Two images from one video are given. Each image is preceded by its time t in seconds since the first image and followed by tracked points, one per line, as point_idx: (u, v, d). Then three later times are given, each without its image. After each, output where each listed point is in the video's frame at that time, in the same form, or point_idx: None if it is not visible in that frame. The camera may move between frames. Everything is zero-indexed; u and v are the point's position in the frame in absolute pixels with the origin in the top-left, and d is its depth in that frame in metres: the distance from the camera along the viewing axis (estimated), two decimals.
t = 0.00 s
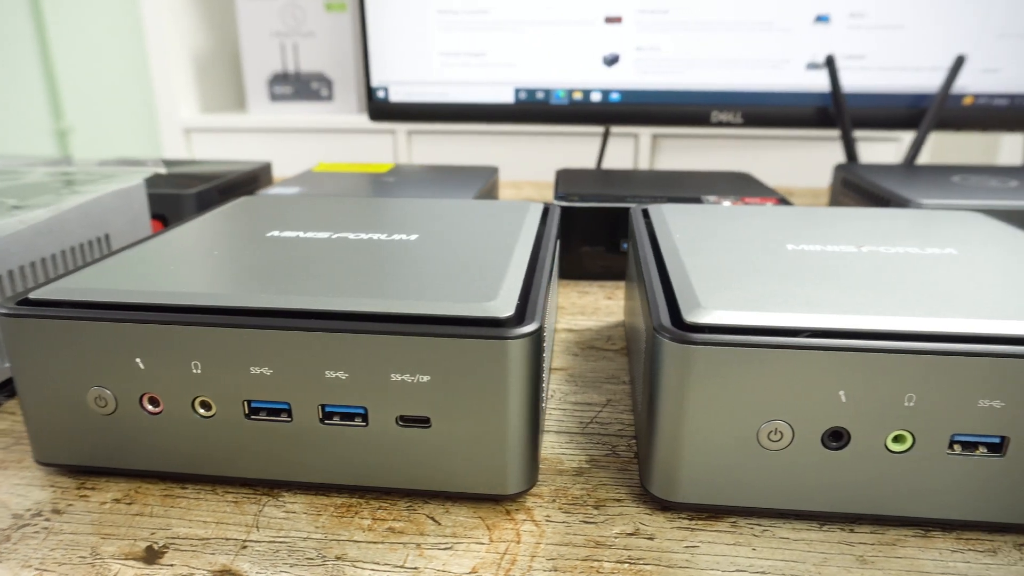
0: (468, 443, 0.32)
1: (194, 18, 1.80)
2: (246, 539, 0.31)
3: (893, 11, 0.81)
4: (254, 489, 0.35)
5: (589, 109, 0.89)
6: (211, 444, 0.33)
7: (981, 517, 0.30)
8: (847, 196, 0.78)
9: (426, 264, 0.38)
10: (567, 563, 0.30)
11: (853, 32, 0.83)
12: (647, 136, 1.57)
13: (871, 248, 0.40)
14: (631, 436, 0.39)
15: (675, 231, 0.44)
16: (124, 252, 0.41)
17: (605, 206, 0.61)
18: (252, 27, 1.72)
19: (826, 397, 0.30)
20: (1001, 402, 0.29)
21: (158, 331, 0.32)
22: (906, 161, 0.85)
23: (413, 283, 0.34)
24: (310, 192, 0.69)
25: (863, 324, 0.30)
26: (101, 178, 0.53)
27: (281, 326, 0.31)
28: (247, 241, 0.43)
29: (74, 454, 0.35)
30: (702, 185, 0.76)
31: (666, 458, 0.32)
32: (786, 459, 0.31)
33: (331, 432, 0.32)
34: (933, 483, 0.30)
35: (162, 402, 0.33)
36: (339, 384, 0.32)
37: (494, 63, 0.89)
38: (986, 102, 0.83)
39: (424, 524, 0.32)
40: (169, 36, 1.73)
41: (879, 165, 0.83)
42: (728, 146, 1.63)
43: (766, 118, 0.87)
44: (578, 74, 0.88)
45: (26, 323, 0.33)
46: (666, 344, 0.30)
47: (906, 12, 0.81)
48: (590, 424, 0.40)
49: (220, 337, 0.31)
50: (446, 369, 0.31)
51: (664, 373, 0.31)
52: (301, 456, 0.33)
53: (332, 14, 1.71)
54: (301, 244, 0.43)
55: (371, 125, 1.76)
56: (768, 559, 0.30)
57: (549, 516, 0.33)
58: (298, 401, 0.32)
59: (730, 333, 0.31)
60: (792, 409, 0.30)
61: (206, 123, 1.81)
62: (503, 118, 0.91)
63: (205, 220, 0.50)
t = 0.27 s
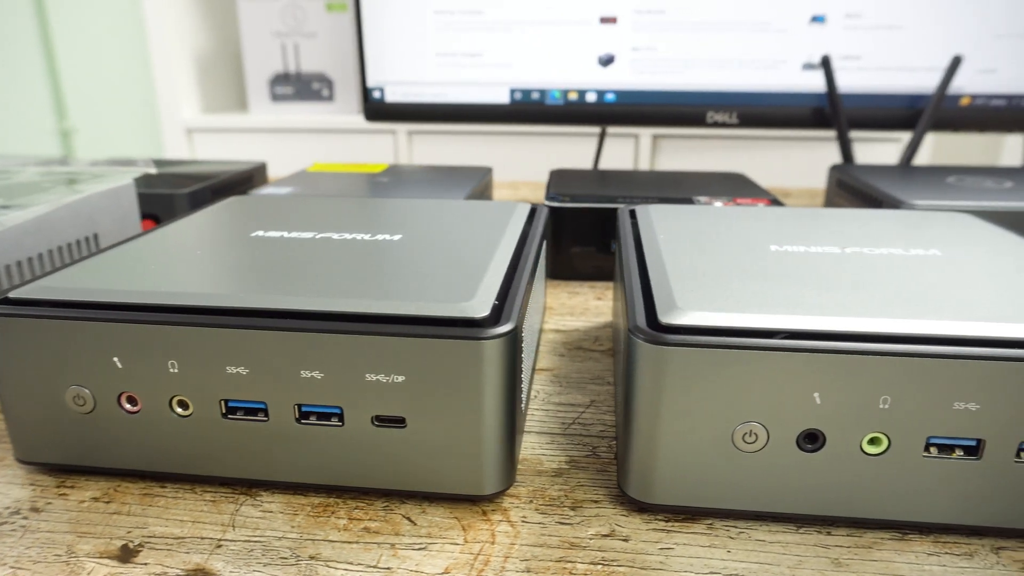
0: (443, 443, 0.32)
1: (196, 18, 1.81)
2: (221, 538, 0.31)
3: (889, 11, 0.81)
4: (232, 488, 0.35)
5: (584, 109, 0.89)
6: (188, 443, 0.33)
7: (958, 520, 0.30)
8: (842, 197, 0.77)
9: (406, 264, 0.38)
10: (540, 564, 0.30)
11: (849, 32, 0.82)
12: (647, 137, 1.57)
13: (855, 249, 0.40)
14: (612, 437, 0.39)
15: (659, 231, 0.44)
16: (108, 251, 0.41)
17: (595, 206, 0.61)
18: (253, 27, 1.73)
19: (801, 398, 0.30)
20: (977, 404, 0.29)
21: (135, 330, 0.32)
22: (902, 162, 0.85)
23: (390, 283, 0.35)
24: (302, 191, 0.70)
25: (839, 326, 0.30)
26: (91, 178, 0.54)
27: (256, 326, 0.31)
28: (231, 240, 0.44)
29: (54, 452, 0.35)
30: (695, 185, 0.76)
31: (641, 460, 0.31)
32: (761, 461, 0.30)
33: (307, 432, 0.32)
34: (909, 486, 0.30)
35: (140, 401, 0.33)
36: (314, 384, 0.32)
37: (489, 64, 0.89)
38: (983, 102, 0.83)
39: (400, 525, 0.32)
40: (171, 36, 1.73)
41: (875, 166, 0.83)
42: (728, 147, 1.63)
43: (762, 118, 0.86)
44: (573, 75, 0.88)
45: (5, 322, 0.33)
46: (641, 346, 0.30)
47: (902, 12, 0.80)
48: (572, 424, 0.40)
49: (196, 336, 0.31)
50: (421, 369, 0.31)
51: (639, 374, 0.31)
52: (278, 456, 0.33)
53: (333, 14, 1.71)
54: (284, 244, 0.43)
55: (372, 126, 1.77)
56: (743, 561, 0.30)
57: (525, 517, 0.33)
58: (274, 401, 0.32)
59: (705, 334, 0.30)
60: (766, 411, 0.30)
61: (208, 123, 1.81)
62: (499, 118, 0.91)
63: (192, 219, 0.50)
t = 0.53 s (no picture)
0: (414, 443, 0.32)
1: (197, 18, 1.81)
2: (193, 537, 0.31)
3: (884, 10, 0.80)
4: (207, 487, 0.35)
5: (578, 109, 0.89)
6: (163, 441, 0.34)
7: (930, 523, 0.30)
8: (835, 198, 0.77)
9: (383, 264, 0.38)
10: (509, 565, 0.30)
11: (844, 32, 0.82)
12: (647, 137, 1.57)
13: (835, 250, 0.40)
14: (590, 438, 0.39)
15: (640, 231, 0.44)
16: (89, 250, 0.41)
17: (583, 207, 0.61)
18: (254, 27, 1.73)
19: (770, 400, 0.29)
20: (948, 406, 0.28)
21: (107, 329, 0.32)
22: (897, 162, 0.84)
23: (364, 283, 0.35)
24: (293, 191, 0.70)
25: (810, 327, 0.30)
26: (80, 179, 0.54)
27: (227, 325, 0.31)
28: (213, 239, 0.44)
29: (31, 450, 0.35)
30: (687, 186, 0.75)
31: (612, 461, 0.31)
32: (731, 463, 0.30)
33: (279, 431, 0.32)
34: (880, 488, 0.30)
35: (114, 400, 0.33)
36: (286, 383, 0.32)
37: (484, 64, 0.89)
38: (979, 103, 0.82)
39: (371, 525, 0.32)
40: (173, 36, 1.74)
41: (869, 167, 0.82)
42: (728, 147, 1.62)
43: (757, 119, 0.86)
44: (567, 74, 0.88)
45: None
46: (611, 347, 0.30)
47: (899, 12, 0.80)
48: (551, 425, 0.40)
49: (168, 335, 0.32)
50: (391, 370, 0.31)
51: (609, 375, 0.31)
52: (251, 455, 0.33)
53: (334, 14, 1.72)
54: (265, 243, 0.43)
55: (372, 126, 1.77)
56: (712, 563, 0.30)
57: (497, 518, 0.32)
58: (246, 401, 0.32)
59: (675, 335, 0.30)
60: (736, 412, 0.30)
61: (209, 122, 1.82)
62: (493, 118, 0.91)
63: (177, 218, 0.50)
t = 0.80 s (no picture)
0: (390, 443, 0.32)
1: (199, 19, 1.82)
2: (168, 535, 0.31)
3: (880, 11, 0.80)
4: (186, 485, 0.35)
5: (573, 110, 0.89)
6: (141, 440, 0.34)
7: (906, 525, 0.30)
8: (829, 199, 0.77)
9: (363, 264, 0.38)
10: (482, 566, 0.30)
11: (840, 32, 0.82)
12: (647, 137, 1.56)
13: (818, 251, 0.40)
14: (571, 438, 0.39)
15: (624, 232, 0.43)
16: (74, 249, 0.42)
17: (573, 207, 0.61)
18: (255, 28, 1.74)
19: (744, 402, 0.29)
20: (922, 409, 0.28)
21: (84, 328, 0.32)
22: (893, 163, 0.84)
23: (342, 283, 0.35)
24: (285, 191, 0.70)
25: (786, 328, 0.30)
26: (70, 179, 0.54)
27: (203, 325, 0.31)
28: (198, 238, 0.44)
29: (11, 448, 0.35)
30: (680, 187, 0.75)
31: (587, 462, 0.31)
32: (706, 465, 0.30)
33: (256, 431, 0.33)
34: (855, 491, 0.30)
35: (93, 398, 0.33)
36: (262, 383, 0.32)
37: (479, 64, 0.89)
38: (976, 104, 0.82)
39: (347, 524, 0.32)
40: (175, 36, 1.74)
41: (864, 168, 0.82)
42: (728, 148, 1.62)
43: (753, 119, 0.86)
44: (563, 75, 0.88)
45: None
46: (586, 348, 0.30)
47: (894, 12, 0.80)
48: (533, 425, 0.40)
49: (144, 334, 0.32)
50: (365, 370, 0.31)
51: (583, 376, 0.30)
52: (228, 454, 0.33)
53: (335, 14, 1.72)
54: (249, 243, 0.43)
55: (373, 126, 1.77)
56: (686, 565, 0.29)
57: (473, 518, 0.32)
58: (223, 400, 0.32)
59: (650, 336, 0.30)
60: (710, 414, 0.30)
61: (210, 122, 1.82)
62: (489, 118, 0.91)
63: (165, 217, 0.50)
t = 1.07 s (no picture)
0: (366, 443, 0.32)
1: (201, 18, 1.82)
2: (145, 534, 0.32)
3: (877, 11, 0.80)
4: (165, 484, 0.35)
5: (569, 110, 0.89)
6: (120, 439, 0.34)
7: (882, 528, 0.30)
8: (824, 199, 0.76)
9: (345, 264, 0.38)
10: (455, 566, 0.30)
11: (836, 32, 0.81)
12: (647, 138, 1.56)
13: (802, 252, 0.40)
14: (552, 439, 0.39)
15: (608, 232, 0.43)
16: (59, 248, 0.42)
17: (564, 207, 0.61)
18: (256, 28, 1.74)
19: (718, 403, 0.29)
20: (896, 411, 0.28)
21: (63, 327, 0.32)
22: (889, 164, 0.84)
23: (320, 283, 0.35)
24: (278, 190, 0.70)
25: (761, 330, 0.30)
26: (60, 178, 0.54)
27: (180, 324, 0.31)
28: (183, 238, 0.44)
29: None
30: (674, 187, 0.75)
31: (562, 463, 0.31)
32: (681, 467, 0.30)
33: (233, 430, 0.33)
34: (831, 493, 0.30)
35: (73, 397, 0.34)
36: (238, 382, 0.32)
37: (474, 64, 0.89)
38: (973, 104, 0.82)
39: (323, 524, 0.32)
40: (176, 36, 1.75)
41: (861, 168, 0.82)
42: (729, 148, 1.62)
43: (749, 119, 0.86)
44: (558, 75, 0.88)
45: None
46: (560, 349, 0.30)
47: (891, 12, 0.79)
48: (515, 426, 0.40)
49: (122, 333, 0.32)
50: (341, 370, 0.31)
51: (558, 377, 0.30)
52: (206, 453, 0.33)
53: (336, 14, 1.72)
54: (234, 242, 0.43)
55: (374, 126, 1.77)
56: (660, 567, 0.29)
57: (449, 519, 0.32)
58: (200, 399, 0.32)
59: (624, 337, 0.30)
60: (684, 415, 0.30)
61: (211, 121, 1.82)
62: (484, 118, 0.91)
63: (153, 217, 0.50)
